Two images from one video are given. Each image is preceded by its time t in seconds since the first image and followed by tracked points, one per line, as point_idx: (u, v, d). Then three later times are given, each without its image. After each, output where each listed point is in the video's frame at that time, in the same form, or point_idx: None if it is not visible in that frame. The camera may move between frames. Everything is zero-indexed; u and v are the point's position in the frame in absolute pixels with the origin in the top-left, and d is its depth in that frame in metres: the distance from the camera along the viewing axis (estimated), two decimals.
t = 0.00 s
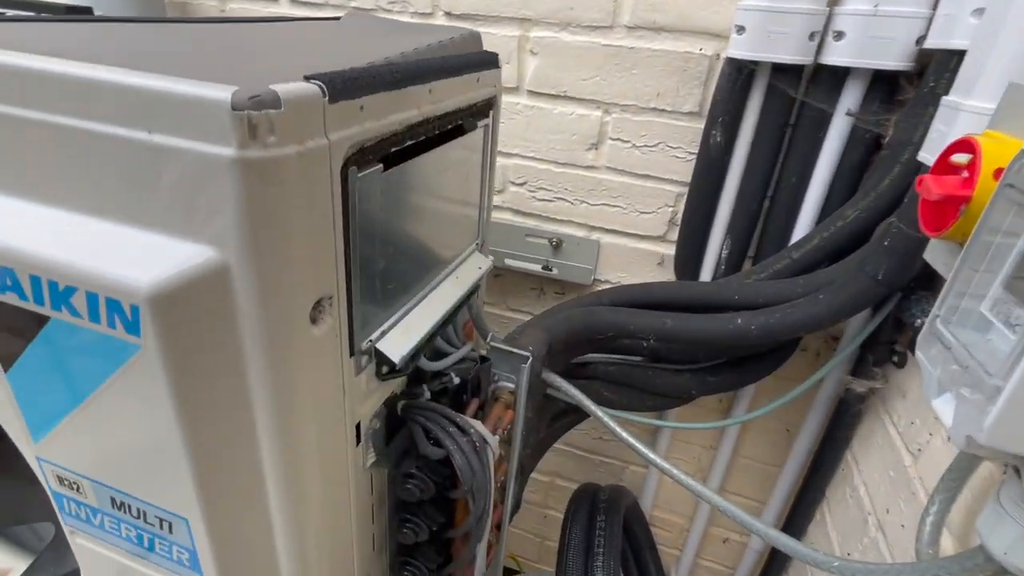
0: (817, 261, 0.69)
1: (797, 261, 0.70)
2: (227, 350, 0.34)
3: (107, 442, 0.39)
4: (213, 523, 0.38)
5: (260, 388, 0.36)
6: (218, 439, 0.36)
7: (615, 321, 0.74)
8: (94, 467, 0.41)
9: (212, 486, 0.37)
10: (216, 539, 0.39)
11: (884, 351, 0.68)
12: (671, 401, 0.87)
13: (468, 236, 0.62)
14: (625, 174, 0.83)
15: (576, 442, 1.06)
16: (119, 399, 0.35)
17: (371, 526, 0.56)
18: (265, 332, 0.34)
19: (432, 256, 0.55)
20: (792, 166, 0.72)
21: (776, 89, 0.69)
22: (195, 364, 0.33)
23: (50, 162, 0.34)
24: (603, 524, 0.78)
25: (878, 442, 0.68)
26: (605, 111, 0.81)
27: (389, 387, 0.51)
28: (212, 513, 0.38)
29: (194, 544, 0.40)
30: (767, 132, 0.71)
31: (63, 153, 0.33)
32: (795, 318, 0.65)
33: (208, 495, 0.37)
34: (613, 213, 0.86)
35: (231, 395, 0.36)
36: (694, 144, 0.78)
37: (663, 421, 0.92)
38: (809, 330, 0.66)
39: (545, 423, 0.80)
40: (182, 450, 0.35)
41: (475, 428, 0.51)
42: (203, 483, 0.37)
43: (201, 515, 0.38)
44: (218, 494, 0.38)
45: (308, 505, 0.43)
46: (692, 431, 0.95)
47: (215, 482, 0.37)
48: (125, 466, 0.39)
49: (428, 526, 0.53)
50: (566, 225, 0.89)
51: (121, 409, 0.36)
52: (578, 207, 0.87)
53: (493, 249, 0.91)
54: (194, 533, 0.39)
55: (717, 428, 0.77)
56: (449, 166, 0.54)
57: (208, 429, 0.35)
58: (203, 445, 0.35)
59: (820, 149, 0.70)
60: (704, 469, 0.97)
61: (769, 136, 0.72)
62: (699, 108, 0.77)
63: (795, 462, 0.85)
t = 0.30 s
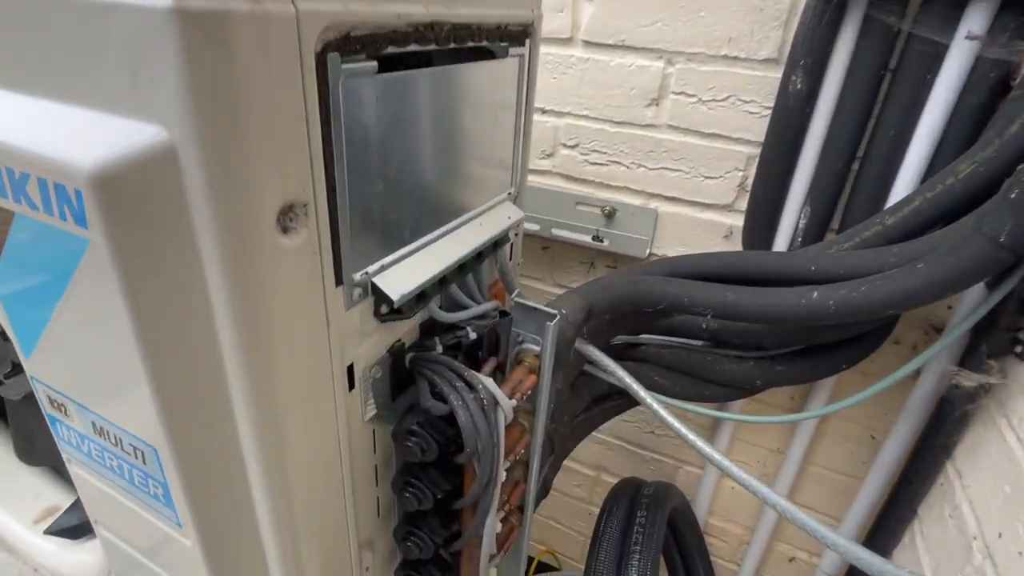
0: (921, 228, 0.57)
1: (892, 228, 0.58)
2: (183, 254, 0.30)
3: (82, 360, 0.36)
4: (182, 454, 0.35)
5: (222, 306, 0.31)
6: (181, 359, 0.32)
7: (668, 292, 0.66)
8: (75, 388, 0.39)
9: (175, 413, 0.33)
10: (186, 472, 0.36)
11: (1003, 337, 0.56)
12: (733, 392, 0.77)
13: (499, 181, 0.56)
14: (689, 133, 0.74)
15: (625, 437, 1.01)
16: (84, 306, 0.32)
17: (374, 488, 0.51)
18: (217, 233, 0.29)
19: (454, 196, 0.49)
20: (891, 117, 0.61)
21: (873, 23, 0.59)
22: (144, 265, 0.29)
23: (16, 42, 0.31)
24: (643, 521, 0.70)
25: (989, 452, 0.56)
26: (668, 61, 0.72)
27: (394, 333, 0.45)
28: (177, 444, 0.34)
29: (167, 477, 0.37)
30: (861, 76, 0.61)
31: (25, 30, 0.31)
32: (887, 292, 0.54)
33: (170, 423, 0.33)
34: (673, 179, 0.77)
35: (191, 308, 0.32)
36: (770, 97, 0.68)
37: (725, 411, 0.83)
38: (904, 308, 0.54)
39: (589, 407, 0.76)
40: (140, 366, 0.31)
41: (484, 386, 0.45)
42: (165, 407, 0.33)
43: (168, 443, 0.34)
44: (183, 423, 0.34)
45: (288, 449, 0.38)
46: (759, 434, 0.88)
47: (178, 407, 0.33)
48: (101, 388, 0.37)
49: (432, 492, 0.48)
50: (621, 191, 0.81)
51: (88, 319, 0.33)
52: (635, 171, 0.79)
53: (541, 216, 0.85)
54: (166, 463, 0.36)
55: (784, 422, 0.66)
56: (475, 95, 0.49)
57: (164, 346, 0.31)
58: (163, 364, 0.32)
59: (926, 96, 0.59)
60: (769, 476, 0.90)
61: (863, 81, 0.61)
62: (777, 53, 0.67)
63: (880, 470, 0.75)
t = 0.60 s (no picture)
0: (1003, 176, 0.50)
1: (963, 181, 0.52)
2: (151, 143, 0.29)
3: (72, 265, 0.36)
4: (161, 360, 0.34)
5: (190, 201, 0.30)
6: (152, 255, 0.32)
7: (701, 251, 0.60)
8: (73, 299, 0.40)
9: (149, 314, 0.33)
10: (165, 381, 0.35)
11: None
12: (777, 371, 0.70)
13: (517, 120, 0.53)
14: (736, 87, 0.69)
15: (662, 423, 0.96)
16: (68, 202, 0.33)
17: (372, 432, 0.49)
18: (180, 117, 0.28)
19: (461, 128, 0.47)
20: (971, 53, 0.53)
21: None
22: (109, 150, 0.28)
23: None
24: (668, 500, 0.65)
25: None
26: (715, 8, 0.67)
27: (390, 265, 0.43)
28: (154, 348, 0.34)
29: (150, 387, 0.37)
30: (935, 9, 0.53)
31: None
32: (957, 248, 0.47)
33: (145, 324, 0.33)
34: (717, 138, 0.72)
35: (161, 203, 0.31)
36: (828, 43, 0.62)
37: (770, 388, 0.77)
38: (971, 268, 0.48)
39: (616, 378, 0.72)
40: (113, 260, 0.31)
41: (481, 323, 0.42)
42: (139, 307, 0.32)
43: (145, 346, 0.34)
44: (158, 325, 0.33)
45: (269, 370, 0.37)
46: (807, 423, 0.82)
47: (150, 309, 0.33)
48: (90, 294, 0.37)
49: (428, 438, 0.46)
50: (661, 153, 0.76)
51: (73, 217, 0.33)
52: (675, 130, 0.74)
53: (576, 180, 0.82)
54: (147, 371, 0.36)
55: (831, 400, 0.60)
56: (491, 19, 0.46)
57: (132, 239, 0.31)
58: (134, 258, 0.31)
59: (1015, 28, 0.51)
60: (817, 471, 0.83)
61: (936, 14, 0.53)
62: None
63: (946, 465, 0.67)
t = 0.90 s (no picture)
0: None
1: (1020, 139, 0.48)
2: (149, 55, 0.29)
3: (91, 195, 0.38)
4: (165, 290, 0.35)
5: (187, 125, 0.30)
6: (156, 182, 0.32)
7: (728, 218, 0.57)
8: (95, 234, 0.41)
9: (153, 242, 0.34)
10: (169, 312, 0.36)
11: None
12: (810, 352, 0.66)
13: (537, 75, 0.52)
14: (773, 52, 0.66)
15: (691, 410, 0.93)
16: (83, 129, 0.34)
17: (378, 385, 0.49)
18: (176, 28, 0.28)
19: (474, 78, 0.46)
20: None
21: None
22: (109, 61, 0.29)
23: None
24: (685, 478, 0.63)
25: None
26: None
27: (395, 213, 0.43)
28: (158, 278, 0.35)
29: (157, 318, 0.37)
30: None
31: None
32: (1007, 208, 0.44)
33: (150, 253, 0.34)
34: (753, 106, 0.69)
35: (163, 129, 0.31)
36: None
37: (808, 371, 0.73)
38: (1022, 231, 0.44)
39: (636, 354, 0.70)
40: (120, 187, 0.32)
41: (483, 270, 0.41)
42: (146, 235, 0.33)
43: (151, 276, 0.35)
44: (162, 255, 0.34)
45: (268, 307, 0.37)
46: (844, 412, 0.77)
47: (155, 236, 0.33)
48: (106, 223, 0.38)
49: (430, 389, 0.45)
50: (693, 124, 0.74)
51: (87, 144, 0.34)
52: (709, 99, 0.72)
53: (605, 153, 0.80)
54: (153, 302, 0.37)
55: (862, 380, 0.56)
56: None
57: (137, 164, 0.31)
58: (141, 184, 0.32)
59: None
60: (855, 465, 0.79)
61: None
62: None
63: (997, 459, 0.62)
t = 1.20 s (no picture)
0: None
1: None
2: None
3: (103, 131, 0.39)
4: (167, 225, 0.36)
5: (189, 58, 0.31)
6: (158, 116, 0.33)
7: (753, 182, 0.55)
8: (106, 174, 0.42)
9: (155, 177, 0.35)
10: (171, 247, 0.37)
11: None
12: (837, 330, 0.63)
13: (557, 27, 0.50)
14: (806, 14, 0.63)
15: (711, 393, 0.90)
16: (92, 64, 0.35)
17: (383, 339, 0.49)
18: None
19: (488, 24, 0.44)
20: None
21: None
22: None
23: None
24: (699, 453, 0.61)
25: None
26: None
27: (402, 160, 0.43)
28: (160, 213, 0.36)
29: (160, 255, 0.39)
30: None
31: None
32: None
33: (152, 187, 0.35)
34: (784, 73, 0.66)
35: (163, 62, 0.32)
36: None
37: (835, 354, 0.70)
38: None
39: (652, 328, 0.68)
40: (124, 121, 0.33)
41: (489, 217, 0.40)
42: (148, 170, 0.34)
43: (154, 211, 0.36)
44: (163, 190, 0.35)
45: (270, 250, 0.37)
46: (872, 398, 0.74)
47: (156, 171, 0.34)
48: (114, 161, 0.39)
49: (434, 342, 0.45)
50: (719, 93, 0.72)
51: (96, 78, 0.36)
52: (738, 66, 0.69)
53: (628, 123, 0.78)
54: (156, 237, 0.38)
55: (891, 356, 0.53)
56: None
57: (138, 98, 0.32)
58: (144, 118, 0.33)
59: None
60: (882, 454, 0.75)
61: None
62: None
63: None
